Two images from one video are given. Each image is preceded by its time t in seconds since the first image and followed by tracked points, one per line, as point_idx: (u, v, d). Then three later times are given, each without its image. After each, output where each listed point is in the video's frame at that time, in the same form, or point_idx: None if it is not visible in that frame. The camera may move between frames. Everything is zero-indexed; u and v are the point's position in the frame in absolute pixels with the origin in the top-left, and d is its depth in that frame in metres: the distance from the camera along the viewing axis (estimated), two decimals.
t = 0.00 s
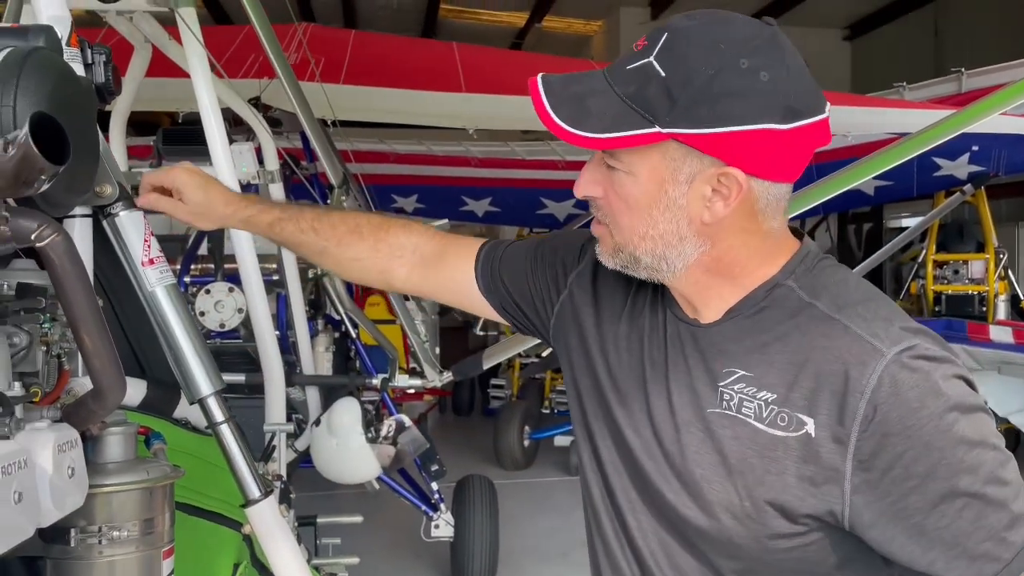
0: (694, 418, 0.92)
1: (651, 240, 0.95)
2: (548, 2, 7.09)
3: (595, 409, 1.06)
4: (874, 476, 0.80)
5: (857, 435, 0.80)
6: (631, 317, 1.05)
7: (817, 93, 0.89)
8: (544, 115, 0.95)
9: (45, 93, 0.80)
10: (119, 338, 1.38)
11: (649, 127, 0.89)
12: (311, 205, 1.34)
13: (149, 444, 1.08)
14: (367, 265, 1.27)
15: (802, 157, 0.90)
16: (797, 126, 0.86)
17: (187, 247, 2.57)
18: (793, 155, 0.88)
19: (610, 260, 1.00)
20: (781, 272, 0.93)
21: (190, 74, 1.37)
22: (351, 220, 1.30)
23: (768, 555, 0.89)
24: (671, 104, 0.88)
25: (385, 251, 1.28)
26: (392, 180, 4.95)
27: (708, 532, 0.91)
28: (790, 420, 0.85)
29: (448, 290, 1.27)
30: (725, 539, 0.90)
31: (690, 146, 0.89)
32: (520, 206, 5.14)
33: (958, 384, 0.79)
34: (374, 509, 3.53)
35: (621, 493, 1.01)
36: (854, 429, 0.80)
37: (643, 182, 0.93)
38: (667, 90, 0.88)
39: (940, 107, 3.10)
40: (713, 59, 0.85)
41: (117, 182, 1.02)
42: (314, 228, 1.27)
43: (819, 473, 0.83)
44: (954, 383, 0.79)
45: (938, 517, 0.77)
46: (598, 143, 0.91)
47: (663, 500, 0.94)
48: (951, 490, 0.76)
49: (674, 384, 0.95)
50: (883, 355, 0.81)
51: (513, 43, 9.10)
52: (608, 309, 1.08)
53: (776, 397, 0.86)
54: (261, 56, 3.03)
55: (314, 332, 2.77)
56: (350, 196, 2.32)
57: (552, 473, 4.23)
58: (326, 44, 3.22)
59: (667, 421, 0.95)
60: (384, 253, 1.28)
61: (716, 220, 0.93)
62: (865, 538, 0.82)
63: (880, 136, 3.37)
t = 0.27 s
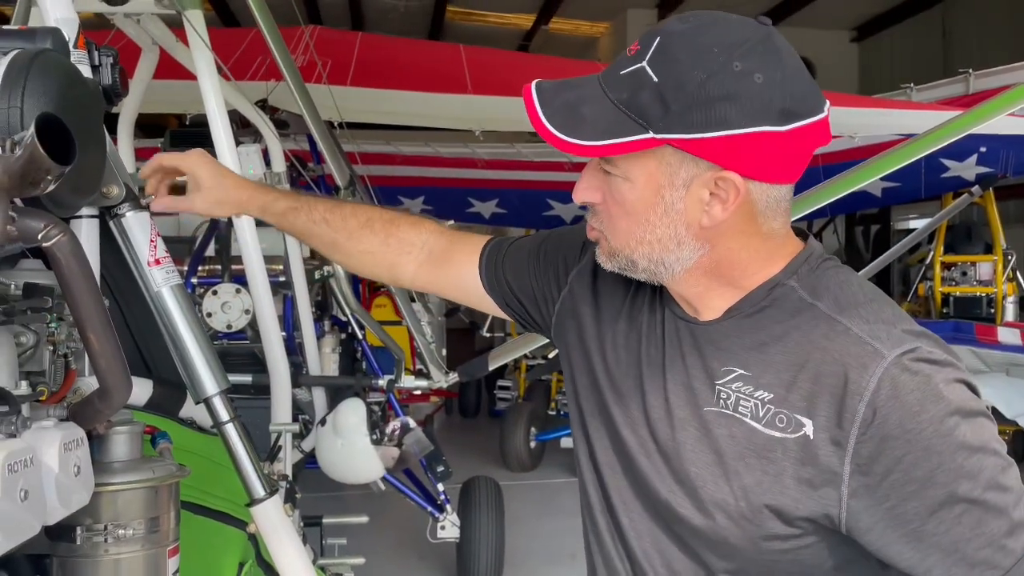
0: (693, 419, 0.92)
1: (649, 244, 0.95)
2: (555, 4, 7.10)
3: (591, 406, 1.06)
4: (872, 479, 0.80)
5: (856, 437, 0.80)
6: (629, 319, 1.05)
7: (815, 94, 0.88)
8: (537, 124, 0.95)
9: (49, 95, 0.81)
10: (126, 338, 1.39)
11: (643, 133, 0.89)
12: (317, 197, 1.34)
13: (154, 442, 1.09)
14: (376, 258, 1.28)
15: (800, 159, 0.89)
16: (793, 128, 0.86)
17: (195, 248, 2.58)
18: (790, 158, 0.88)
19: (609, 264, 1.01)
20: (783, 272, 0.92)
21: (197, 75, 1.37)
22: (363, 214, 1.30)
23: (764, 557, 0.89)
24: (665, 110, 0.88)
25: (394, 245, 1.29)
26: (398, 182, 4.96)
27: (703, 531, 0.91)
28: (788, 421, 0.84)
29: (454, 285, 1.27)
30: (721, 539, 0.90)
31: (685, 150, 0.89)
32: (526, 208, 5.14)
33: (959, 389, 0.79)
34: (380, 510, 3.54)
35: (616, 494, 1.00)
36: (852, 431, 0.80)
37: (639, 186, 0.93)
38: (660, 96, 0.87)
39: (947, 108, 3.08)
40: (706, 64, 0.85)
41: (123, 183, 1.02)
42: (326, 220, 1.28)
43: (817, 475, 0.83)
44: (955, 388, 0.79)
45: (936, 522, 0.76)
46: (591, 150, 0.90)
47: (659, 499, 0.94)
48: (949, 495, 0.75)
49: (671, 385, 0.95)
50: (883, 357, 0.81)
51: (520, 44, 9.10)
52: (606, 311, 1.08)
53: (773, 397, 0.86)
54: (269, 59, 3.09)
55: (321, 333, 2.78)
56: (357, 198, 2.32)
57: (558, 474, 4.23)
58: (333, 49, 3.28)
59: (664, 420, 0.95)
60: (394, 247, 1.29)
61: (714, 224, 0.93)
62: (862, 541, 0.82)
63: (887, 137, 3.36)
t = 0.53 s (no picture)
0: (696, 424, 0.92)
1: (654, 249, 0.95)
2: (561, 4, 7.10)
3: (593, 408, 1.06)
4: (875, 486, 0.80)
5: (859, 444, 0.79)
6: (633, 322, 1.05)
7: (820, 97, 0.89)
8: (539, 129, 0.95)
9: (55, 98, 0.82)
10: (132, 338, 1.40)
11: (647, 138, 0.89)
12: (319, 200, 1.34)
13: (160, 444, 1.09)
14: (378, 263, 1.28)
15: (805, 162, 0.89)
16: (798, 131, 0.86)
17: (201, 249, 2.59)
18: (795, 161, 0.88)
19: (615, 268, 1.00)
20: (787, 276, 0.92)
21: (203, 78, 1.38)
22: (361, 215, 1.30)
23: (766, 562, 0.89)
24: (668, 114, 0.87)
25: (394, 250, 1.29)
26: (404, 183, 4.97)
27: (705, 535, 0.91)
28: (791, 427, 0.84)
29: (457, 291, 1.28)
30: (723, 544, 0.90)
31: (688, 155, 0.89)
32: (532, 209, 5.15)
33: (963, 397, 0.79)
34: (385, 511, 3.54)
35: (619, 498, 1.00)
36: (855, 437, 0.80)
37: (643, 191, 0.93)
38: (664, 100, 0.87)
39: (954, 108, 3.08)
40: (710, 69, 0.85)
41: (130, 185, 1.03)
42: (325, 220, 1.28)
43: (820, 481, 0.83)
44: (960, 395, 0.79)
45: (939, 530, 0.76)
46: (593, 156, 0.91)
47: (660, 503, 0.94)
48: (952, 503, 0.75)
49: (674, 387, 0.95)
50: (886, 364, 0.81)
51: (525, 45, 9.09)
52: (610, 315, 1.08)
53: (776, 402, 0.86)
54: (275, 60, 3.11)
55: (327, 334, 2.79)
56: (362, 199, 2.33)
57: (563, 476, 4.23)
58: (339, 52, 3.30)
59: (667, 423, 0.95)
60: (395, 252, 1.29)
61: (719, 228, 0.93)
62: (865, 548, 0.82)
63: (894, 137, 3.35)
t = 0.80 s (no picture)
0: (699, 429, 0.92)
1: (656, 255, 0.95)
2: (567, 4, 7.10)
3: (596, 411, 1.05)
4: (880, 493, 0.79)
5: (863, 450, 0.79)
6: (637, 326, 1.05)
7: (823, 101, 0.88)
8: (539, 133, 0.95)
9: (61, 99, 0.82)
10: (138, 339, 1.39)
11: (648, 145, 0.89)
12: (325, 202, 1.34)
13: (166, 444, 1.10)
14: (385, 265, 1.28)
15: (809, 167, 0.89)
16: (801, 136, 0.86)
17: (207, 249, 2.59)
18: (799, 167, 0.88)
19: (617, 273, 1.00)
20: (791, 280, 0.92)
21: (209, 78, 1.38)
22: (372, 218, 1.31)
23: (770, 568, 0.88)
24: (669, 121, 0.87)
25: (402, 252, 1.29)
26: (410, 184, 4.97)
27: (708, 540, 0.91)
28: (795, 432, 0.84)
29: (464, 293, 1.27)
30: (726, 550, 0.89)
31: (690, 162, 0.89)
32: (538, 210, 5.14)
33: (969, 403, 0.78)
34: (391, 511, 3.54)
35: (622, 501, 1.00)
36: (860, 444, 0.79)
37: (645, 198, 0.93)
38: (664, 106, 0.87)
39: (962, 108, 3.06)
40: (711, 74, 0.85)
41: (136, 186, 1.03)
42: (335, 222, 1.28)
43: (825, 487, 0.82)
44: (966, 402, 0.78)
45: (944, 538, 0.76)
46: (591, 164, 0.91)
47: (664, 507, 0.94)
48: (958, 511, 0.75)
49: (678, 390, 0.95)
50: (891, 369, 0.80)
51: (530, 46, 9.09)
52: (614, 318, 1.08)
53: (780, 408, 0.86)
54: (280, 61, 3.12)
55: (333, 334, 2.79)
56: (367, 199, 2.33)
57: (569, 477, 4.22)
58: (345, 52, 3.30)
59: (670, 428, 0.95)
60: (402, 253, 1.29)
61: (722, 234, 0.92)
62: (869, 554, 0.82)
63: (901, 137, 3.34)
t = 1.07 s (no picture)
0: (705, 432, 0.91)
1: (661, 256, 0.94)
2: (572, 4, 7.09)
3: (601, 414, 1.05)
4: (888, 496, 0.79)
5: (871, 453, 0.79)
6: (643, 328, 1.04)
7: (830, 101, 0.87)
8: (541, 130, 0.95)
9: (66, 100, 0.82)
10: (142, 340, 1.37)
11: (653, 144, 0.89)
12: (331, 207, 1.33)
13: (171, 445, 1.10)
14: (389, 269, 1.28)
15: (816, 168, 0.88)
16: (807, 137, 0.85)
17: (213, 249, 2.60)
18: (804, 167, 0.87)
19: (621, 273, 1.00)
20: (797, 281, 0.91)
21: (214, 79, 1.38)
22: (378, 223, 1.30)
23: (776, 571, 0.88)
24: (674, 120, 0.87)
25: (406, 256, 1.29)
26: (415, 184, 4.97)
27: (714, 543, 0.90)
28: (802, 435, 0.84)
29: (468, 296, 1.27)
30: (732, 553, 0.89)
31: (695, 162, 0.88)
32: (542, 210, 5.14)
33: (978, 405, 0.78)
34: (396, 511, 3.54)
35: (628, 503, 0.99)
36: (868, 447, 0.79)
37: (650, 198, 0.92)
38: (669, 104, 0.87)
39: (968, 108, 3.05)
40: (716, 74, 0.85)
41: (141, 187, 1.03)
42: (342, 230, 1.27)
43: (832, 490, 0.82)
44: (975, 404, 0.77)
45: (953, 541, 0.75)
46: (597, 162, 0.90)
47: (669, 510, 0.93)
48: (967, 514, 0.74)
49: (684, 392, 0.94)
50: (899, 372, 0.79)
51: (535, 45, 9.08)
52: (619, 321, 1.07)
53: (787, 410, 0.85)
54: (285, 62, 3.13)
55: (338, 335, 2.79)
56: (372, 200, 2.33)
57: (574, 477, 4.22)
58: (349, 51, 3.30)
59: (676, 430, 0.94)
60: (406, 257, 1.28)
61: (727, 235, 0.92)
62: (876, 558, 0.81)
63: (907, 136, 3.32)
